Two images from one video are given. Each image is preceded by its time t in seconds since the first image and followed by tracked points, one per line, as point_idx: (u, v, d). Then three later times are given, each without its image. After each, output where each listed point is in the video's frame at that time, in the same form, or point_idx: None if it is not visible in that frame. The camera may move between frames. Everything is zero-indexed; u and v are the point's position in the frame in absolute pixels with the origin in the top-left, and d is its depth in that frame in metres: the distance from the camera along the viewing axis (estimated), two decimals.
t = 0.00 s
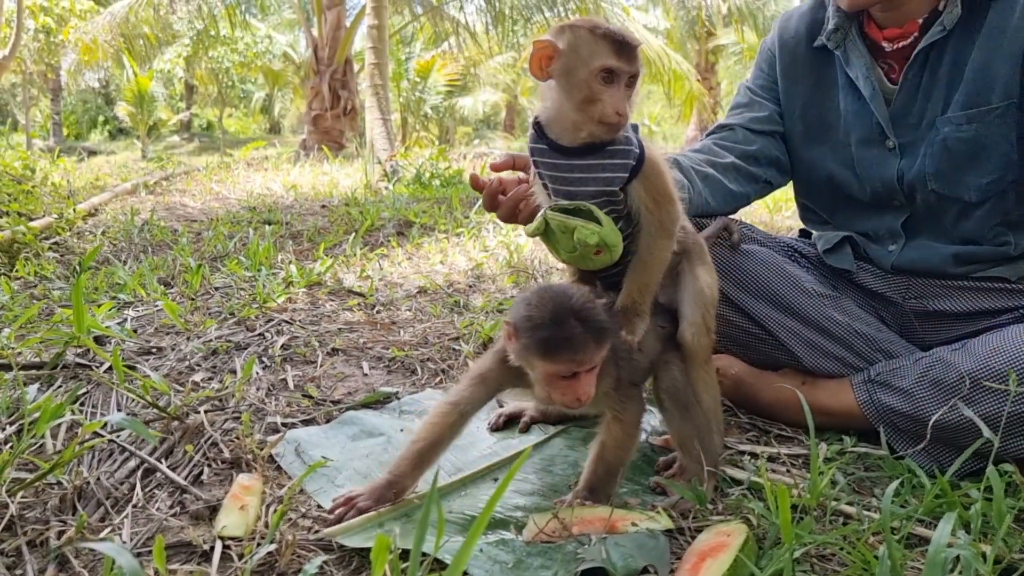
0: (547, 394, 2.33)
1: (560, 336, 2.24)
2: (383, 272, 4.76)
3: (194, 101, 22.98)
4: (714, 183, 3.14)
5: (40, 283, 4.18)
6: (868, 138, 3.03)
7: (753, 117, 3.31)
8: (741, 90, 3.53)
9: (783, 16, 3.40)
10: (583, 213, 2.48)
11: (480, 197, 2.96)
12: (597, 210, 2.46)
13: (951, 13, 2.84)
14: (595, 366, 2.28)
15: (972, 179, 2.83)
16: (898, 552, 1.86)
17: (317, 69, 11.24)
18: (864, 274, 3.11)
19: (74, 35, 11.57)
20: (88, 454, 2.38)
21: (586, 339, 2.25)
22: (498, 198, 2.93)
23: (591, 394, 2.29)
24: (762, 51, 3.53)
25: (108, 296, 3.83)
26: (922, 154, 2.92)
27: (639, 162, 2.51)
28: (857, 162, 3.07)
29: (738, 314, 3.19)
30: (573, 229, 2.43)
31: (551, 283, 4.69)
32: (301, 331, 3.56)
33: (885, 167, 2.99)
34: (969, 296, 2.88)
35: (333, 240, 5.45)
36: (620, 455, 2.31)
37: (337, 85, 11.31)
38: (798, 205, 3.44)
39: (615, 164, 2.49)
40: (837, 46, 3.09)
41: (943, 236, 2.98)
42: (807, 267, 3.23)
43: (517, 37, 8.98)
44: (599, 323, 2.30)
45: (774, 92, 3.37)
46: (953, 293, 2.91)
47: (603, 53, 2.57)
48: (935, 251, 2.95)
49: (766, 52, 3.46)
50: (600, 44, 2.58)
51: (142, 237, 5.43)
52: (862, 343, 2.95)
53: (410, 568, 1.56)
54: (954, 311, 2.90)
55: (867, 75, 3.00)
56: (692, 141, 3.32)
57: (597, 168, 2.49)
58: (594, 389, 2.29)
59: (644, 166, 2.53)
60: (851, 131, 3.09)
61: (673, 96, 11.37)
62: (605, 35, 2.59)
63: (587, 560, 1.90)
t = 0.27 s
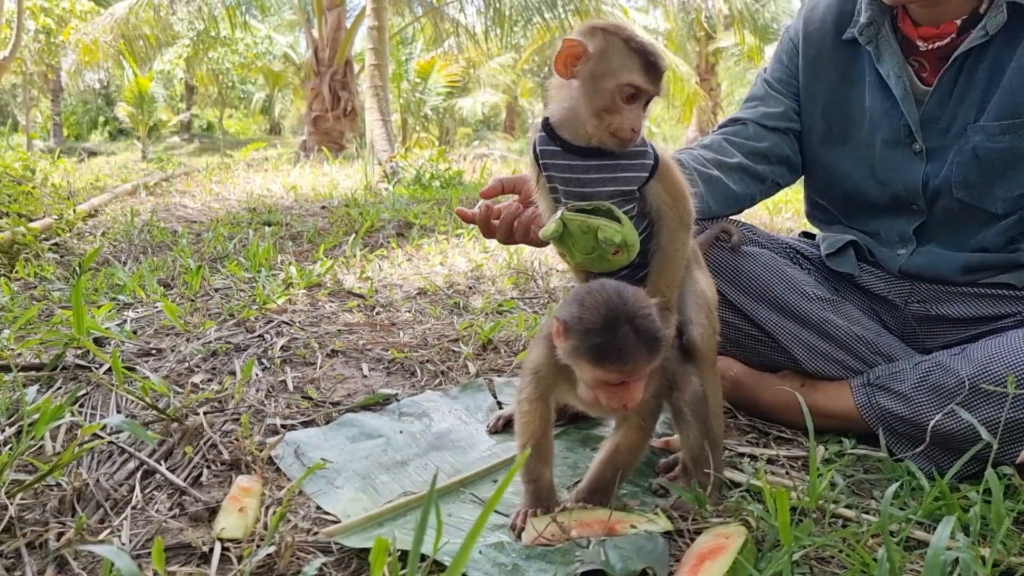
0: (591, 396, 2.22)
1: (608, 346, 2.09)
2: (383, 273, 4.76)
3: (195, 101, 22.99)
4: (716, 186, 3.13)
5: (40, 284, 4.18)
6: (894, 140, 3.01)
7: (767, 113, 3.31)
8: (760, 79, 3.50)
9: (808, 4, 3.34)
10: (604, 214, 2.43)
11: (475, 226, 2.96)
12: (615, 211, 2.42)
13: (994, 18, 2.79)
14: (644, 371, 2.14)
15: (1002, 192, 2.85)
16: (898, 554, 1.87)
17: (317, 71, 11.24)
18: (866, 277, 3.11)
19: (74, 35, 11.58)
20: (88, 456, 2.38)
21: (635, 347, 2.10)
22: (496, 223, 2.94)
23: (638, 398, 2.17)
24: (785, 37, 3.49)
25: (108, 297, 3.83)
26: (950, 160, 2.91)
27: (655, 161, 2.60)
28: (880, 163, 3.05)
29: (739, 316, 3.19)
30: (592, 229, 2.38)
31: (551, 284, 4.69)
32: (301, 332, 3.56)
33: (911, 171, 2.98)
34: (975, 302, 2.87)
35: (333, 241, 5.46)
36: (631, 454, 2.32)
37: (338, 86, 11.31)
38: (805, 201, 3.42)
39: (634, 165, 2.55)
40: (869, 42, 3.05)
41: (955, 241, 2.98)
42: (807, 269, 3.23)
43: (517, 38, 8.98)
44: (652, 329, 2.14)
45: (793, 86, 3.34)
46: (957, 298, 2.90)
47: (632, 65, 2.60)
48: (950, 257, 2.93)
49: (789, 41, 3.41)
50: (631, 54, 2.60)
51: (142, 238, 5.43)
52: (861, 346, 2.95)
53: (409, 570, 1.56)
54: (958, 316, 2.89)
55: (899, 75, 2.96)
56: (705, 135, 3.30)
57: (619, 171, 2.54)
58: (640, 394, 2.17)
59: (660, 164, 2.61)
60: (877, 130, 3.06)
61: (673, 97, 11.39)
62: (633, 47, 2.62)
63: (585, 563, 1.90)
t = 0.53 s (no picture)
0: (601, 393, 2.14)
1: (616, 342, 2.00)
2: (383, 274, 4.77)
3: (195, 102, 23.00)
4: (724, 186, 3.05)
5: (41, 284, 4.18)
6: (912, 142, 3.00)
7: (778, 114, 3.27)
8: (771, 77, 3.47)
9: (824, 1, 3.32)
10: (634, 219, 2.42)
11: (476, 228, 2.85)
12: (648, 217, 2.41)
13: None
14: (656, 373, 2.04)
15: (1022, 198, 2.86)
16: (897, 555, 1.87)
17: (317, 71, 11.25)
18: (868, 279, 3.11)
19: (75, 36, 11.58)
20: (88, 456, 2.39)
21: (648, 347, 2.01)
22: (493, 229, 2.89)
23: (650, 402, 2.08)
24: (798, 35, 3.47)
25: (108, 297, 3.84)
26: (971, 165, 2.91)
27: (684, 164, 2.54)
28: (894, 164, 3.04)
29: (740, 317, 3.20)
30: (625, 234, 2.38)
31: (551, 285, 4.69)
32: (301, 333, 3.57)
33: (931, 175, 2.97)
34: (979, 306, 2.88)
35: (333, 242, 5.46)
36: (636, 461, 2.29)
37: (338, 87, 11.32)
38: (812, 199, 3.41)
39: (662, 168, 2.49)
40: (892, 40, 3.03)
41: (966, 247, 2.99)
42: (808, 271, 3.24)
43: (518, 39, 8.99)
44: (667, 331, 2.04)
45: (806, 84, 3.32)
46: (961, 303, 2.91)
47: (654, 87, 2.37)
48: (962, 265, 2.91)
49: (803, 37, 3.38)
50: (657, 74, 2.37)
51: (142, 239, 5.43)
52: (862, 348, 2.95)
53: (408, 570, 1.57)
54: (961, 320, 2.90)
55: (923, 75, 2.95)
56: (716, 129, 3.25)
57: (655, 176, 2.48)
58: (653, 397, 2.08)
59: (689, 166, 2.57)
60: (894, 132, 3.05)
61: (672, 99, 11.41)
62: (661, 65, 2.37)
63: (585, 564, 1.91)
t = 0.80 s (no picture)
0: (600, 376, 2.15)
1: (615, 312, 2.01)
2: (381, 277, 4.77)
3: (193, 104, 23.00)
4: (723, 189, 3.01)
5: (39, 288, 4.18)
6: (914, 145, 3.01)
7: (780, 115, 3.25)
8: (772, 77, 3.45)
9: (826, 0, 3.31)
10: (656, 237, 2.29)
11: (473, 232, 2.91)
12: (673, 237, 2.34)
13: None
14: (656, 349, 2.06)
15: None
16: (893, 559, 1.88)
17: (316, 74, 11.26)
18: (866, 284, 3.12)
19: (73, 39, 11.58)
20: (85, 460, 2.39)
21: (645, 321, 2.02)
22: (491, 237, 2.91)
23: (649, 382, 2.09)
24: (799, 34, 3.45)
25: (106, 301, 3.84)
26: (973, 169, 2.92)
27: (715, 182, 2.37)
28: (896, 167, 3.05)
29: (737, 321, 3.21)
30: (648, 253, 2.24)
31: (549, 287, 4.70)
32: (298, 336, 3.57)
33: (932, 179, 2.97)
34: (978, 310, 2.88)
35: (331, 244, 5.46)
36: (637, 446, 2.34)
37: (336, 89, 11.32)
38: (811, 202, 3.41)
39: (694, 188, 2.32)
40: (896, 42, 3.03)
41: (965, 251, 2.99)
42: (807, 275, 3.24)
43: (516, 41, 9.00)
44: (667, 307, 2.05)
45: (808, 86, 3.31)
46: (959, 307, 2.92)
47: (689, 107, 2.17)
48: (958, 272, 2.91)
49: (804, 38, 3.37)
50: (695, 92, 2.16)
51: (140, 242, 5.43)
52: (860, 352, 2.96)
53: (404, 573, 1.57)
54: (959, 325, 2.91)
55: (926, 79, 2.95)
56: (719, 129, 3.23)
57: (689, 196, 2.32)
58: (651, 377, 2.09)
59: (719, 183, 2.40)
60: (896, 135, 3.05)
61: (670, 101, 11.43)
62: (704, 83, 2.16)
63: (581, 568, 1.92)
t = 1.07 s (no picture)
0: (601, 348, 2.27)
1: (616, 273, 2.21)
2: (377, 278, 4.77)
3: (191, 106, 22.99)
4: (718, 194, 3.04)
5: (34, 289, 4.17)
6: (905, 150, 3.00)
7: (771, 121, 3.28)
8: (764, 82, 3.46)
9: (817, 4, 3.30)
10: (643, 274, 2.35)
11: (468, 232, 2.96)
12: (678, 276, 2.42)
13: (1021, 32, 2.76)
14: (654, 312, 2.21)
15: (1015, 208, 2.85)
16: (886, 560, 1.88)
17: (313, 75, 11.25)
18: (861, 287, 3.13)
19: (70, 40, 11.57)
20: (78, 462, 2.38)
21: (647, 282, 2.20)
22: (486, 238, 2.94)
23: (651, 346, 2.22)
24: (790, 38, 3.45)
25: (101, 302, 3.83)
26: (963, 174, 2.92)
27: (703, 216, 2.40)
28: (886, 172, 3.05)
29: (733, 322, 3.21)
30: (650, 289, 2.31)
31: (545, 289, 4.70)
32: (294, 338, 3.56)
33: (923, 184, 2.98)
34: (970, 313, 2.88)
35: (328, 246, 5.45)
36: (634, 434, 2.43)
37: (334, 91, 11.32)
38: (805, 206, 3.42)
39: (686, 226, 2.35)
40: (886, 48, 3.02)
41: (958, 255, 2.99)
42: (802, 277, 3.25)
43: (513, 43, 8.99)
44: (663, 272, 2.23)
45: (799, 90, 3.31)
46: (953, 310, 2.92)
47: (654, 153, 2.22)
48: (949, 274, 2.92)
49: (795, 42, 3.37)
50: (663, 136, 2.21)
51: (136, 243, 5.43)
52: (854, 353, 2.96)
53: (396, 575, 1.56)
54: (952, 327, 2.91)
55: (915, 85, 2.95)
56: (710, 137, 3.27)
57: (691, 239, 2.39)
58: (650, 342, 2.23)
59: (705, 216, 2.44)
60: (886, 140, 3.05)
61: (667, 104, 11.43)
62: (672, 128, 2.20)
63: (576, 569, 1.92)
